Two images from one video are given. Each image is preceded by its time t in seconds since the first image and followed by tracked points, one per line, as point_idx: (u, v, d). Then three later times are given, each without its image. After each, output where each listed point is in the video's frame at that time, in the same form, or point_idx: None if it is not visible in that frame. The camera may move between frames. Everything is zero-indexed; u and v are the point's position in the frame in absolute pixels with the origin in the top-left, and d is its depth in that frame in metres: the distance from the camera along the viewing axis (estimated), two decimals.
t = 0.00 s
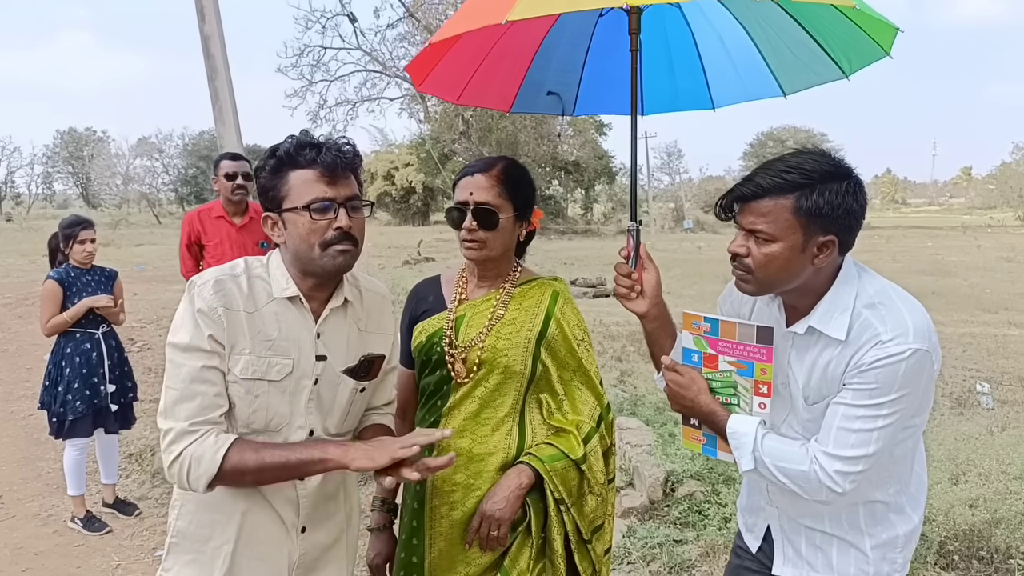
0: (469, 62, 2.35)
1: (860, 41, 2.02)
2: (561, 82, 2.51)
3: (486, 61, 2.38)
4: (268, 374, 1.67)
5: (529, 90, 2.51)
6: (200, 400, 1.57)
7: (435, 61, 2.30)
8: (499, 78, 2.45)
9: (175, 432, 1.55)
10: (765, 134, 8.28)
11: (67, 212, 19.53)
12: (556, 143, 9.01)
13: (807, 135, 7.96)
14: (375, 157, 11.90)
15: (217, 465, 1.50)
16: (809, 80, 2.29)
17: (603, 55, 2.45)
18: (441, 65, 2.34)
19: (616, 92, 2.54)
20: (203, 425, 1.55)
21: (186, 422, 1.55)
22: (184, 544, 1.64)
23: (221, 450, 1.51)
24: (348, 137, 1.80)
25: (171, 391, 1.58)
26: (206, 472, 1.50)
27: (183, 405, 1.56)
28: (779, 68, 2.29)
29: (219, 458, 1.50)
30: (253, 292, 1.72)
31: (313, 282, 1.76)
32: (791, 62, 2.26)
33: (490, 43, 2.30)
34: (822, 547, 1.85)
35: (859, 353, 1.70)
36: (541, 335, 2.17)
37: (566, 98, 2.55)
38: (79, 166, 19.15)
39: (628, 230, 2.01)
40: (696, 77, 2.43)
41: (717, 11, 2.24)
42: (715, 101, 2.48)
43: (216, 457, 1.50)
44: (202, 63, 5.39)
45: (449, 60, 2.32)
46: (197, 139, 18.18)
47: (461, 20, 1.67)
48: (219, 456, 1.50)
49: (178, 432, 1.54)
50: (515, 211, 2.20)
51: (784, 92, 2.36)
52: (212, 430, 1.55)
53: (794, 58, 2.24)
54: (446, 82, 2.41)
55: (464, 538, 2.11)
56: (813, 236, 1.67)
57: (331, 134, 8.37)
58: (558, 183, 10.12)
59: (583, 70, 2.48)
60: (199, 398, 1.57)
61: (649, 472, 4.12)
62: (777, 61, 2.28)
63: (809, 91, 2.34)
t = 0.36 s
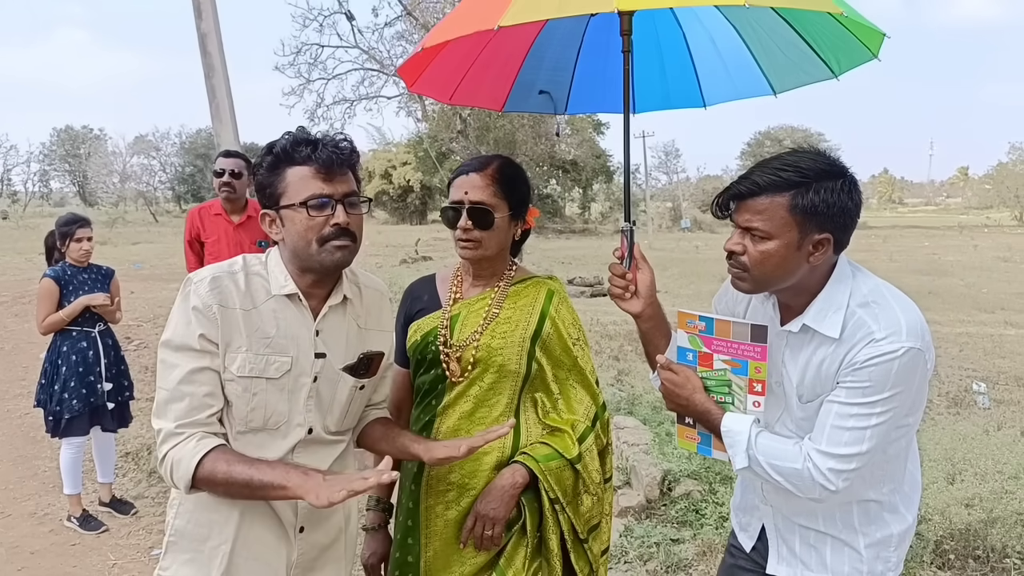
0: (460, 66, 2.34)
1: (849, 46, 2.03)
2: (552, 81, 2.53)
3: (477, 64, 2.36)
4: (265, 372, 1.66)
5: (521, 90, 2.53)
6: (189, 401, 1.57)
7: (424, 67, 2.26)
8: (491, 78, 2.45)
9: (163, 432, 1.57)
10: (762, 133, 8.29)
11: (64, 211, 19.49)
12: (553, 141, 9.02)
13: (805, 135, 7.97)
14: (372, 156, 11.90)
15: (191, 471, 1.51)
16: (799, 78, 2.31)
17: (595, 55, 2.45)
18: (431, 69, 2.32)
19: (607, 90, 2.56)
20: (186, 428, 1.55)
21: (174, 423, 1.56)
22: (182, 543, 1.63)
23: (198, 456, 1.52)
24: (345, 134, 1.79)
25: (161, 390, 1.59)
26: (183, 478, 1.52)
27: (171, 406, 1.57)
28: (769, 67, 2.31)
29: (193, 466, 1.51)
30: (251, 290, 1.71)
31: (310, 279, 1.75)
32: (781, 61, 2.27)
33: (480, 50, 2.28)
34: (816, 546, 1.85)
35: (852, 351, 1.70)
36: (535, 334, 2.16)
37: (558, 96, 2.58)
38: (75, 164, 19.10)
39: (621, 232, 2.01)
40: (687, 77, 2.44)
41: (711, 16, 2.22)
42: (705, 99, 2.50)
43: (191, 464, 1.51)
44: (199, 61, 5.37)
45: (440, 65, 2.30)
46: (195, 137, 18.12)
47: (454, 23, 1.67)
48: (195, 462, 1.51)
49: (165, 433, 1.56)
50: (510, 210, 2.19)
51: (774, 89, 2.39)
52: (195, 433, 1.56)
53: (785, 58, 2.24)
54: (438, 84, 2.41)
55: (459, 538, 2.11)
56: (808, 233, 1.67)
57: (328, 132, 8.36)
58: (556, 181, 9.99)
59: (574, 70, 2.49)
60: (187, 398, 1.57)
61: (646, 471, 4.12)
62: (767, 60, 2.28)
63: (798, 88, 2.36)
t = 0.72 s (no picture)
0: (457, 67, 2.33)
1: (843, 50, 2.04)
2: (549, 85, 2.52)
3: (474, 65, 2.35)
4: (263, 374, 1.66)
5: (516, 93, 2.52)
6: (188, 404, 1.57)
7: (422, 68, 2.24)
8: (487, 81, 2.45)
9: (162, 436, 1.56)
10: (761, 135, 8.30)
11: (63, 212, 19.47)
12: (551, 143, 9.03)
13: (803, 136, 7.98)
14: (371, 157, 11.92)
15: (191, 474, 1.51)
16: (793, 84, 2.31)
17: (591, 59, 2.45)
18: (428, 72, 2.31)
19: (603, 95, 2.56)
20: (186, 432, 1.55)
21: (172, 427, 1.56)
22: (179, 546, 1.63)
23: (197, 460, 1.52)
24: (343, 135, 1.79)
25: (160, 393, 1.58)
26: (183, 482, 1.51)
27: (170, 410, 1.57)
28: (764, 73, 2.31)
29: (193, 470, 1.50)
30: (248, 292, 1.71)
31: (307, 281, 1.75)
32: (776, 67, 2.27)
33: (478, 51, 2.28)
34: (810, 547, 1.85)
35: (845, 351, 1.70)
36: (534, 335, 2.16)
37: (553, 101, 2.57)
38: (74, 166, 19.10)
39: (618, 233, 2.02)
40: (682, 81, 2.44)
41: (706, 20, 2.23)
42: (700, 104, 2.50)
43: (191, 468, 1.51)
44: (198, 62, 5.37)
45: (437, 67, 2.30)
46: (193, 139, 18.10)
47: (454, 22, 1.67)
48: (194, 466, 1.51)
49: (164, 437, 1.56)
50: (509, 211, 2.19)
51: (768, 95, 2.39)
52: (194, 437, 1.56)
53: (779, 64, 2.25)
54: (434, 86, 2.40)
55: (456, 538, 2.10)
56: (803, 232, 1.68)
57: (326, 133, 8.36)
58: (554, 183, 10.07)
59: (571, 74, 2.49)
60: (185, 402, 1.57)
61: (645, 472, 4.12)
62: (762, 66, 2.29)
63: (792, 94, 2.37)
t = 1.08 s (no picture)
0: (453, 63, 2.35)
1: (834, 51, 2.05)
2: (543, 83, 2.53)
3: (470, 60, 2.36)
4: (257, 375, 1.66)
5: (511, 92, 2.53)
6: (181, 405, 1.56)
7: (422, 58, 2.25)
8: (482, 78, 2.45)
9: (154, 437, 1.56)
10: (758, 137, 8.31)
11: (59, 212, 19.41)
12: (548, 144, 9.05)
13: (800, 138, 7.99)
14: (368, 158, 11.92)
15: (185, 475, 1.50)
16: (785, 85, 2.32)
17: (586, 59, 2.46)
18: (424, 66, 2.32)
19: (597, 95, 2.56)
20: (179, 433, 1.55)
21: (165, 427, 1.55)
22: (173, 546, 1.62)
23: (191, 461, 1.51)
24: (342, 138, 1.79)
25: (154, 394, 1.58)
26: (177, 483, 1.51)
27: (164, 410, 1.56)
28: (756, 76, 2.32)
29: (187, 470, 1.50)
30: (243, 293, 1.71)
31: (302, 282, 1.76)
32: (768, 69, 2.28)
33: (474, 46, 2.29)
34: (784, 547, 1.85)
35: (833, 349, 1.71)
36: (532, 337, 2.17)
37: (547, 99, 2.58)
38: (71, 165, 19.06)
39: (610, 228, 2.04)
40: (675, 81, 2.45)
41: (702, 23, 2.24)
42: (693, 105, 2.50)
43: (185, 468, 1.51)
44: (195, 62, 5.36)
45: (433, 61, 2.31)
46: (190, 138, 18.05)
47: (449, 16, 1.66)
48: (188, 467, 1.51)
49: (158, 438, 1.55)
50: (507, 212, 2.19)
51: (760, 95, 2.39)
52: (187, 438, 1.55)
53: (772, 65, 2.25)
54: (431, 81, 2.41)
55: (452, 540, 2.10)
56: (794, 226, 1.68)
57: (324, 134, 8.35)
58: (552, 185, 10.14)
59: (565, 73, 2.50)
60: (179, 402, 1.56)
61: (641, 473, 4.12)
62: (754, 68, 2.29)
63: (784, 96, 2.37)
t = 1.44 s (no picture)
0: (460, 60, 2.37)
1: (834, 54, 2.04)
2: (547, 86, 2.53)
3: (476, 62, 2.39)
4: (257, 371, 1.67)
5: (516, 93, 2.53)
6: (190, 398, 1.56)
7: (431, 53, 2.31)
8: (487, 79, 2.46)
9: (166, 431, 1.54)
10: (760, 137, 8.31)
11: (60, 210, 19.40)
12: (549, 144, 9.06)
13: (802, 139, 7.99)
14: (370, 157, 11.93)
15: (204, 464, 1.49)
16: (785, 92, 2.31)
17: (589, 63, 2.45)
18: (434, 60, 2.35)
19: (601, 100, 2.56)
20: (193, 424, 1.54)
21: (176, 420, 1.54)
22: (173, 544, 1.63)
23: (209, 449, 1.50)
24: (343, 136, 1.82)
25: (160, 389, 1.57)
26: (195, 473, 1.49)
27: (172, 404, 1.55)
28: (756, 81, 2.32)
29: (206, 458, 1.49)
30: (241, 290, 1.71)
31: (301, 279, 1.77)
32: (768, 74, 2.27)
33: (482, 45, 2.31)
34: (783, 555, 1.86)
35: (843, 358, 1.70)
36: (533, 337, 2.17)
37: (551, 102, 2.57)
38: (72, 163, 19.07)
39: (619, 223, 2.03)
40: (676, 85, 2.45)
41: (705, 29, 2.24)
42: (692, 111, 2.50)
43: (203, 457, 1.49)
44: (197, 61, 5.36)
45: (442, 56, 2.33)
46: (191, 137, 18.06)
47: None
48: (207, 455, 1.49)
49: (168, 431, 1.53)
50: (508, 212, 2.19)
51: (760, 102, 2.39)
52: (201, 428, 1.54)
53: (772, 71, 2.25)
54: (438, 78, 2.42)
55: (454, 538, 2.11)
56: (795, 234, 1.68)
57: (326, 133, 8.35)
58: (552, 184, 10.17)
59: (569, 76, 2.49)
60: (188, 396, 1.56)
61: (642, 474, 4.13)
62: (753, 73, 2.29)
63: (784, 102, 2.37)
